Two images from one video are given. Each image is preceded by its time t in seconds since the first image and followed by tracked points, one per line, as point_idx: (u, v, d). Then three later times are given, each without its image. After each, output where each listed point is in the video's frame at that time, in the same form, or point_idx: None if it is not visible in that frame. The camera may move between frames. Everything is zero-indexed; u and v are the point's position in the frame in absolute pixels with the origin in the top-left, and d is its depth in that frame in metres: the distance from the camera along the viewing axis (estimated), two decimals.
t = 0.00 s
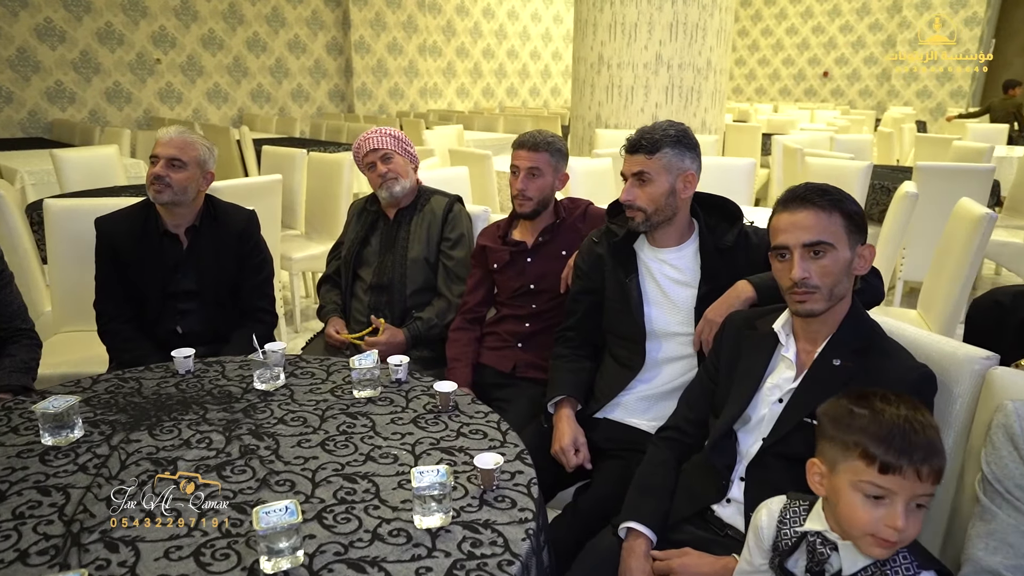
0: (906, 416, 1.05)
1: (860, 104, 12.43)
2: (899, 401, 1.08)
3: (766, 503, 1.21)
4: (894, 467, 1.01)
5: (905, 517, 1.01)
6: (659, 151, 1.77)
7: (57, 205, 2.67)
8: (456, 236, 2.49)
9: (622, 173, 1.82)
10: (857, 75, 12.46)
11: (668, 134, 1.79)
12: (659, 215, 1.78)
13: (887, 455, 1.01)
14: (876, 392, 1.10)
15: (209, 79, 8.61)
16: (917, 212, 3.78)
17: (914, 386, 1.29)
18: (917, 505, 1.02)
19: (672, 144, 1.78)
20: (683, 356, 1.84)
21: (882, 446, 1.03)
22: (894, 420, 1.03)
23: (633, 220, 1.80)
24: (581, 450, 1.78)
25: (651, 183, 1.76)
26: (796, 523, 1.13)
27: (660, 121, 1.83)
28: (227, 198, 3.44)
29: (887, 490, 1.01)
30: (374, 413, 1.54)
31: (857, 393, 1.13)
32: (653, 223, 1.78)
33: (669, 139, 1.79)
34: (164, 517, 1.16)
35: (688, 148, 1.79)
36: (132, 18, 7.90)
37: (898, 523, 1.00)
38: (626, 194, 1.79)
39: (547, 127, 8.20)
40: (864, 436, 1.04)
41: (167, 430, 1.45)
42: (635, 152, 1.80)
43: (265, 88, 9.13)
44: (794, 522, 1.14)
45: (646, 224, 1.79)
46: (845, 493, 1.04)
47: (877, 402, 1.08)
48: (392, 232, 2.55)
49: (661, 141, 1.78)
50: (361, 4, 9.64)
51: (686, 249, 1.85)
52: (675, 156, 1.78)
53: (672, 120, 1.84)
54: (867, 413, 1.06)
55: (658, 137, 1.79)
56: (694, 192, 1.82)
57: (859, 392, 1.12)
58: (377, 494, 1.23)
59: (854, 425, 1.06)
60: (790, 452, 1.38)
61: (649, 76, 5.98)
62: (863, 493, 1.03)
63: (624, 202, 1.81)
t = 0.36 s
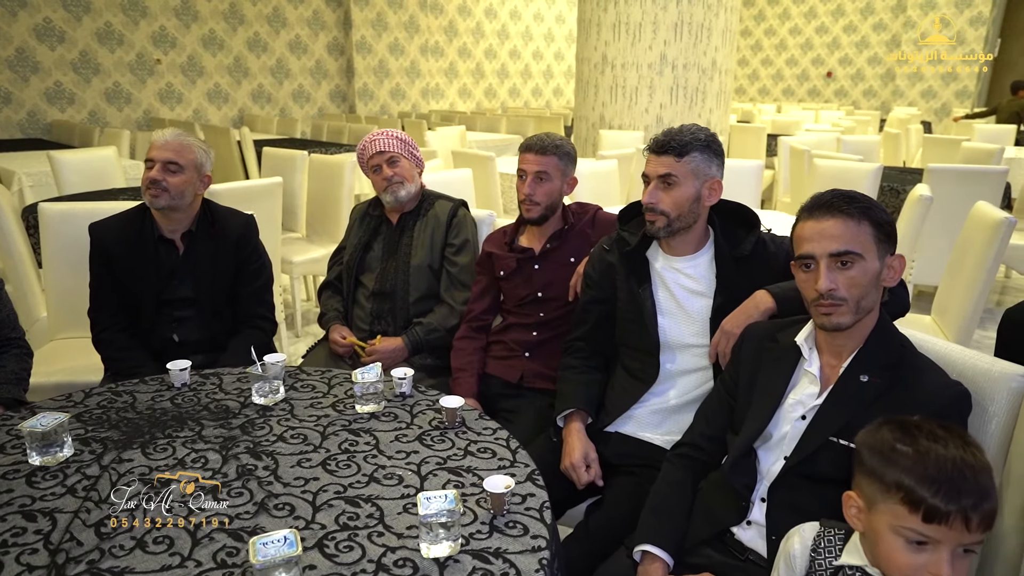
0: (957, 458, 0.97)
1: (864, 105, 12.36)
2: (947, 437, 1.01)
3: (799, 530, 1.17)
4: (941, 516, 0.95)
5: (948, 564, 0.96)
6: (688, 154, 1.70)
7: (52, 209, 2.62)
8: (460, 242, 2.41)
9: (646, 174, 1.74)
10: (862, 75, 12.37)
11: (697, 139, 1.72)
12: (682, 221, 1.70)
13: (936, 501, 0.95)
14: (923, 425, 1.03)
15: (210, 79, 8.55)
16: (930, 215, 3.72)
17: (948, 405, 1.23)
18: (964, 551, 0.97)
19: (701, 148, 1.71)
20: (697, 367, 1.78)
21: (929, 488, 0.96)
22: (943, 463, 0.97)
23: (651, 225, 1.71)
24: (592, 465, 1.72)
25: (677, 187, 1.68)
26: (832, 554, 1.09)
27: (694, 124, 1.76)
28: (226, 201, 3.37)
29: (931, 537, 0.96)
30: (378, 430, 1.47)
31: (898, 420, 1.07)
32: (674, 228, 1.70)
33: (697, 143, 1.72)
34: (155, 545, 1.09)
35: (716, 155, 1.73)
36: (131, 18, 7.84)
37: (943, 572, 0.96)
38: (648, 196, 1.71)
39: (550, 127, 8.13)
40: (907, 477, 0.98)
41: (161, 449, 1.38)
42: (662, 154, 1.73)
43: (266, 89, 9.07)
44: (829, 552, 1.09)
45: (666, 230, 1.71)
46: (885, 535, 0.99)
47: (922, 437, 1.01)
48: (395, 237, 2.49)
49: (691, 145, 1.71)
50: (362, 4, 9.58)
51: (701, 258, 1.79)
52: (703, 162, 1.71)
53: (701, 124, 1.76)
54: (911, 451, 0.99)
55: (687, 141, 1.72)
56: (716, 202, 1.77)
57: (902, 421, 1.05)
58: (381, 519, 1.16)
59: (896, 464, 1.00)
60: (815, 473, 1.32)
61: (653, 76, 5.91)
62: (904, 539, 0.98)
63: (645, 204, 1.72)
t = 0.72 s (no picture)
0: (995, 479, 0.93)
1: (868, 104, 12.29)
2: (984, 455, 0.97)
3: (827, 546, 1.14)
4: (983, 542, 0.91)
5: None
6: (710, 157, 1.62)
7: (47, 209, 2.57)
8: (464, 243, 2.36)
9: (663, 174, 1.66)
10: (865, 74, 12.30)
11: (721, 140, 1.63)
12: (697, 224, 1.62)
13: (977, 526, 0.91)
14: (958, 443, 1.00)
15: (210, 78, 8.50)
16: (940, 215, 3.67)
17: (976, 415, 1.17)
18: None
19: (724, 151, 1.62)
20: (707, 373, 1.74)
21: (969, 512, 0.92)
22: (983, 485, 0.93)
23: (665, 228, 1.63)
24: (601, 474, 1.67)
25: (695, 190, 1.60)
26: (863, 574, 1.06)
27: (717, 124, 1.66)
28: (226, 201, 3.33)
29: (971, 564, 0.93)
30: (380, 439, 1.42)
31: (930, 438, 1.03)
32: (690, 232, 1.62)
33: (721, 145, 1.63)
34: (146, 563, 1.04)
35: (737, 159, 1.64)
36: (131, 17, 7.80)
37: None
38: (665, 197, 1.63)
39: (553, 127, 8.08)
40: (943, 499, 0.94)
41: (155, 459, 1.33)
42: (683, 154, 1.63)
43: (267, 88, 9.02)
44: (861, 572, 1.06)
45: (681, 233, 1.62)
46: (921, 560, 0.96)
47: (958, 456, 0.97)
48: (398, 238, 2.44)
49: (714, 147, 1.62)
50: (363, 3, 9.53)
51: (713, 262, 1.75)
52: (725, 166, 1.63)
53: (724, 126, 1.67)
54: (946, 471, 0.96)
55: (710, 142, 1.62)
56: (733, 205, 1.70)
57: (937, 439, 1.02)
58: (384, 535, 1.11)
59: (931, 485, 0.96)
60: (836, 485, 1.26)
61: (657, 75, 5.86)
62: (943, 565, 0.94)
63: (660, 205, 1.64)
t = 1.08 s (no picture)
0: None
1: (871, 104, 12.22)
2: None
3: (859, 562, 1.11)
4: None
5: None
6: (730, 152, 1.55)
7: (43, 208, 2.51)
8: (469, 243, 2.31)
9: (681, 170, 1.59)
10: (868, 74, 12.20)
11: (740, 136, 1.56)
12: (716, 223, 1.56)
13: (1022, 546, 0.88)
14: (1002, 455, 0.96)
15: (210, 77, 8.45)
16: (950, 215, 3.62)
17: (1015, 425, 1.11)
18: None
19: (743, 147, 1.56)
20: (723, 377, 1.68)
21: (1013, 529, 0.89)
22: None
23: (682, 226, 1.57)
24: (613, 482, 1.61)
25: (715, 187, 1.54)
26: None
27: (735, 120, 1.60)
28: (225, 200, 3.27)
29: None
30: (385, 447, 1.37)
31: (973, 450, 0.99)
32: (708, 230, 1.56)
33: (740, 141, 1.56)
34: None
35: (756, 155, 1.58)
36: (131, 16, 7.74)
37: None
38: (683, 194, 1.56)
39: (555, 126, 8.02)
40: (986, 518, 0.91)
41: (150, 468, 1.28)
42: (701, 149, 1.57)
43: (267, 87, 8.97)
44: None
45: (698, 232, 1.56)
46: None
47: (1002, 471, 0.94)
48: (401, 238, 2.38)
49: (734, 142, 1.56)
50: (364, 1, 9.46)
51: (728, 262, 1.69)
52: (744, 162, 1.57)
53: (742, 122, 1.61)
54: (990, 488, 0.92)
55: (729, 137, 1.56)
56: (751, 203, 1.64)
57: (980, 451, 0.97)
58: (390, 550, 1.05)
59: (973, 502, 0.92)
60: (864, 496, 1.21)
61: (661, 73, 5.79)
62: None
63: (677, 202, 1.57)
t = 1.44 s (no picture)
0: None
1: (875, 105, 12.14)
2: None
3: None
4: None
5: None
6: (759, 152, 1.48)
7: (39, 209, 2.45)
8: (478, 245, 2.25)
9: (706, 170, 1.52)
10: (872, 74, 12.11)
11: (769, 134, 1.49)
12: (741, 226, 1.49)
13: None
14: None
15: (211, 76, 8.38)
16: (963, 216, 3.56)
17: None
18: None
19: (773, 146, 1.49)
20: (744, 385, 1.62)
21: None
22: None
23: (707, 230, 1.50)
24: (631, 495, 1.54)
25: (743, 188, 1.47)
26: None
27: (762, 117, 1.53)
28: (225, 201, 3.20)
29: None
30: (394, 460, 1.30)
31: None
32: (734, 233, 1.49)
33: (769, 139, 1.49)
34: None
35: (785, 156, 1.51)
36: (131, 14, 7.68)
37: None
38: (710, 195, 1.49)
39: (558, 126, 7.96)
40: None
41: (147, 483, 1.21)
42: (730, 148, 1.49)
43: (269, 86, 8.91)
44: None
45: (724, 235, 1.49)
46: None
47: None
48: (407, 240, 2.32)
49: (763, 141, 1.48)
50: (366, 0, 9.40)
51: (750, 265, 1.63)
52: (773, 162, 1.50)
53: (770, 120, 1.53)
54: None
55: (758, 136, 1.49)
56: (777, 205, 1.57)
57: None
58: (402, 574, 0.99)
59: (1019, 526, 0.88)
60: (903, 514, 1.14)
61: (666, 73, 5.72)
62: None
63: (702, 204, 1.50)
